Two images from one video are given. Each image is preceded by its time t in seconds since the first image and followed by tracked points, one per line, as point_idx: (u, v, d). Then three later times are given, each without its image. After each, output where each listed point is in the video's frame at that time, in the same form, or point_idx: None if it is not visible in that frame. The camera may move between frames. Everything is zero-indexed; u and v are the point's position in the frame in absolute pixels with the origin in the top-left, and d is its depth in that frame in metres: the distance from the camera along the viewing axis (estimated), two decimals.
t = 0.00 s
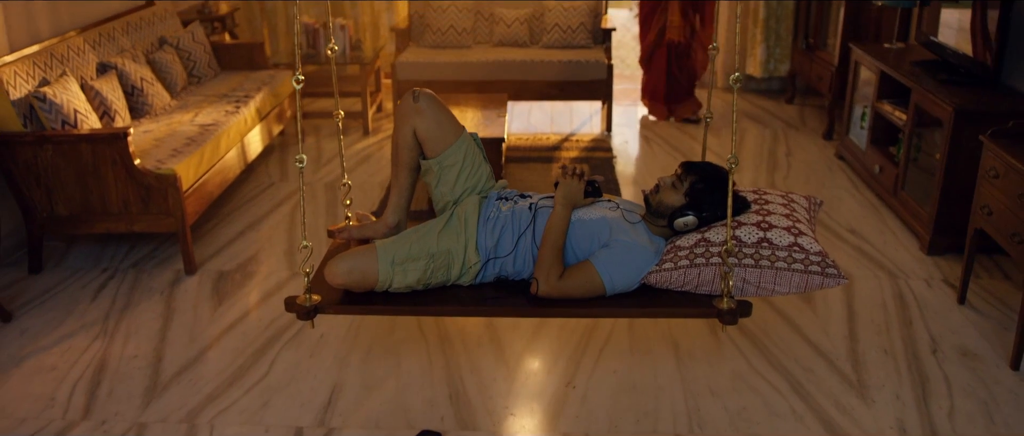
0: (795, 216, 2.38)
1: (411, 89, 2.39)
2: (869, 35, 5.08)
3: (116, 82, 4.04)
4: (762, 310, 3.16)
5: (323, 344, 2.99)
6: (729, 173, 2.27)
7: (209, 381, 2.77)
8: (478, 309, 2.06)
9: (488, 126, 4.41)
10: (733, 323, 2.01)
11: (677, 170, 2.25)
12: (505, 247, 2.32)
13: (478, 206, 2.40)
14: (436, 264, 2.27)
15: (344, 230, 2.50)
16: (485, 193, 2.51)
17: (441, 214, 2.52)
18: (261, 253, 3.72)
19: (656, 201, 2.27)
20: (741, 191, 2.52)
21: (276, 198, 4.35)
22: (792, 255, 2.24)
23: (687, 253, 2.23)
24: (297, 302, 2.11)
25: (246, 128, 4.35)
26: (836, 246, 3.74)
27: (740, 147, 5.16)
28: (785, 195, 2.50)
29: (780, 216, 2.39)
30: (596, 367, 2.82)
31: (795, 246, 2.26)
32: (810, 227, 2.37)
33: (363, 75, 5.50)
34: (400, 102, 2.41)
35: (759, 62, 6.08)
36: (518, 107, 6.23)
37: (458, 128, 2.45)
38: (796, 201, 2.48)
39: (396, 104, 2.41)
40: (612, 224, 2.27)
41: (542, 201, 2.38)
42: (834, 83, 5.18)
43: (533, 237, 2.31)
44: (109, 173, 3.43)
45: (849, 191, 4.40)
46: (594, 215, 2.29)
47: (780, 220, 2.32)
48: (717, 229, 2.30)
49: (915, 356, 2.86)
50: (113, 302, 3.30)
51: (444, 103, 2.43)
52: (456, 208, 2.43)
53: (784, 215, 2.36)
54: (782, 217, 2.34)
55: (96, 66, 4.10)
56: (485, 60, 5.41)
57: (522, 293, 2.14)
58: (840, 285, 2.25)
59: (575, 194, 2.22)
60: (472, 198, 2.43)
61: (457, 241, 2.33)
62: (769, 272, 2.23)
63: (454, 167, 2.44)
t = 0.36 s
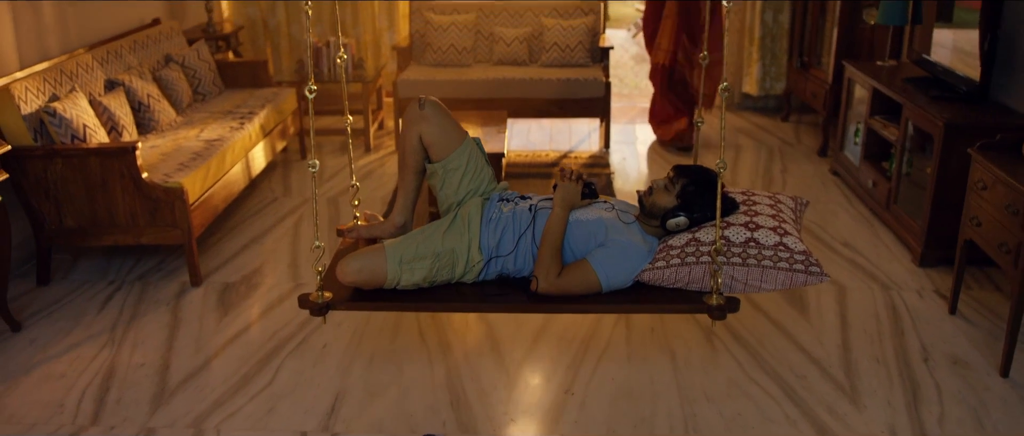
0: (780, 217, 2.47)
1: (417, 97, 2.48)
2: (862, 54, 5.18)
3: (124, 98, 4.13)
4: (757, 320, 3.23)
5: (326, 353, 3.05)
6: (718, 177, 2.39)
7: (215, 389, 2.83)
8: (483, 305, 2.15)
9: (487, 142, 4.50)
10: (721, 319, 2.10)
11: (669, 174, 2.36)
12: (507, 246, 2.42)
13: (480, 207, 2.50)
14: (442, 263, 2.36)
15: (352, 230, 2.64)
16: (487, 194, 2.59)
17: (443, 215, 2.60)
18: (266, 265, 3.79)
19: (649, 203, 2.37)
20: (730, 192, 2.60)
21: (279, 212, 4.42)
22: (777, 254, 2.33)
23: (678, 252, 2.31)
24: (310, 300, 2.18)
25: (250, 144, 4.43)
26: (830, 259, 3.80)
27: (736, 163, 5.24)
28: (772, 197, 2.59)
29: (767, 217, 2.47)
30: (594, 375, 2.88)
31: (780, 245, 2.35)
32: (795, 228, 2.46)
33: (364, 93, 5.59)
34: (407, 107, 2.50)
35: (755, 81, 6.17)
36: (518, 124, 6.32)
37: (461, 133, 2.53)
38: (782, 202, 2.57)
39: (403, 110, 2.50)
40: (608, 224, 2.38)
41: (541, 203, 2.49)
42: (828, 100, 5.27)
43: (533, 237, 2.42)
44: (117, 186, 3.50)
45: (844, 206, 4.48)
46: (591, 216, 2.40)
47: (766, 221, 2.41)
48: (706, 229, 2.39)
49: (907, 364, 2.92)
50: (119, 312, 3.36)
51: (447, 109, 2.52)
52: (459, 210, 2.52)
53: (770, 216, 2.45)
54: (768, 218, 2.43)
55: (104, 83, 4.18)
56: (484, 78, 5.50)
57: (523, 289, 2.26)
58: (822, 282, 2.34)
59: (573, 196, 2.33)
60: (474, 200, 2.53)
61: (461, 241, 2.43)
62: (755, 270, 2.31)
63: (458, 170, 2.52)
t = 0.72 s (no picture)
0: (769, 221, 2.75)
1: (422, 108, 2.74)
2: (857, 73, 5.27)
3: (132, 115, 4.21)
4: (752, 331, 3.29)
5: (330, 364, 3.11)
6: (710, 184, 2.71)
7: (221, 397, 2.90)
8: (485, 305, 2.42)
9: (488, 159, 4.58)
10: (712, 318, 2.34)
11: (663, 181, 2.69)
12: (508, 249, 2.73)
13: (484, 213, 2.80)
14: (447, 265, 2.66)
15: (362, 232, 2.89)
16: (490, 199, 2.89)
17: (450, 218, 2.90)
18: (270, 279, 3.86)
19: (643, 207, 2.70)
20: (723, 198, 2.89)
21: (284, 228, 4.49)
22: (764, 257, 2.61)
23: (672, 255, 2.62)
24: (322, 301, 2.45)
25: (255, 160, 4.51)
26: (825, 273, 3.87)
27: (733, 180, 5.32)
28: (761, 201, 2.87)
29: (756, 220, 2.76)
30: (593, 385, 2.95)
31: (768, 248, 2.62)
32: (783, 231, 2.74)
33: (367, 112, 5.68)
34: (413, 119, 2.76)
35: (751, 100, 6.26)
36: (518, 143, 6.42)
37: (464, 144, 2.80)
38: (771, 206, 2.85)
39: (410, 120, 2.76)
40: (603, 228, 2.70)
41: (540, 209, 2.80)
42: (823, 118, 5.35)
43: (533, 240, 2.73)
44: (126, 201, 3.58)
45: (838, 222, 4.56)
46: (588, 221, 2.71)
47: (755, 226, 2.70)
48: (699, 234, 2.70)
49: (900, 374, 2.98)
50: (127, 324, 3.42)
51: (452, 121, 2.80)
52: (464, 215, 2.82)
53: (759, 220, 2.73)
54: (757, 223, 2.71)
55: (112, 101, 4.27)
56: (485, 97, 5.59)
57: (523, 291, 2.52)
58: (807, 283, 2.61)
59: (571, 202, 2.67)
60: (478, 205, 2.83)
61: (465, 244, 2.73)
62: (745, 272, 2.59)
63: (461, 178, 2.81)
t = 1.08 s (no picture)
0: (759, 229, 2.89)
1: (427, 120, 2.86)
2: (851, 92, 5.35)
3: (139, 133, 4.29)
4: (748, 343, 3.36)
5: (334, 375, 3.17)
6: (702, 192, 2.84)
7: (227, 408, 2.96)
8: (488, 309, 2.56)
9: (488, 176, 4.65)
10: (705, 322, 2.50)
11: (658, 189, 2.82)
12: (509, 255, 2.82)
13: (486, 220, 2.90)
14: (450, 271, 2.75)
15: (368, 239, 2.98)
16: (492, 206, 2.99)
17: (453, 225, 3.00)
18: (275, 293, 3.93)
19: (640, 215, 2.82)
20: (716, 206, 3.05)
21: (288, 243, 4.56)
22: (755, 263, 2.73)
23: (666, 261, 2.75)
24: (331, 305, 2.57)
25: (259, 177, 4.58)
26: (820, 287, 3.94)
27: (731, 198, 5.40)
28: (752, 210, 3.02)
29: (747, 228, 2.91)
30: (591, 395, 3.01)
31: (759, 255, 2.75)
32: (773, 238, 2.89)
33: (370, 130, 5.77)
34: (419, 130, 2.88)
35: (748, 119, 6.36)
36: (519, 161, 6.52)
37: (467, 153, 2.91)
38: (762, 214, 3.00)
39: (414, 133, 2.88)
40: (601, 235, 2.80)
41: (540, 216, 2.90)
42: (818, 136, 5.43)
43: (534, 247, 2.82)
44: (133, 216, 3.65)
45: (834, 238, 4.63)
46: (586, 227, 2.82)
47: (746, 233, 2.84)
48: (692, 241, 2.84)
49: (892, 384, 3.04)
50: (134, 337, 3.48)
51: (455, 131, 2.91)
52: (467, 222, 2.92)
53: (750, 228, 2.87)
54: (748, 230, 2.86)
55: (120, 118, 4.35)
56: (485, 116, 5.68)
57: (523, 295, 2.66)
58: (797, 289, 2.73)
59: (570, 211, 2.75)
60: (480, 213, 2.92)
61: (468, 250, 2.82)
62: (737, 277, 2.71)
63: (465, 186, 2.91)
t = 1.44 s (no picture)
0: (752, 235, 2.98)
1: (430, 130, 2.95)
2: (847, 108, 5.43)
3: (145, 147, 4.36)
4: (744, 352, 3.42)
5: (338, 383, 3.23)
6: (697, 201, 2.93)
7: (233, 415, 3.02)
8: (488, 315, 2.65)
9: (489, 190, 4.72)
10: (699, 326, 2.57)
11: (655, 199, 2.92)
12: (510, 262, 2.89)
13: (487, 228, 2.97)
14: (453, 277, 2.83)
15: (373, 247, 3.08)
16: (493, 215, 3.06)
17: (456, 233, 3.08)
18: (279, 304, 3.99)
19: (636, 222, 2.92)
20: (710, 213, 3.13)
21: (292, 256, 4.63)
22: (748, 269, 2.82)
23: (662, 267, 2.83)
24: (337, 311, 2.65)
25: (263, 191, 4.65)
26: (816, 298, 4.00)
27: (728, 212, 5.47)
28: (745, 216, 3.10)
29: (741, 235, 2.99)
30: (590, 402, 3.08)
31: (752, 261, 2.84)
32: (766, 244, 2.97)
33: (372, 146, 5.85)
34: (422, 141, 2.97)
35: (745, 135, 6.45)
36: (519, 176, 6.59)
37: (469, 163, 2.99)
38: (756, 221, 3.08)
39: (418, 143, 2.97)
40: (598, 242, 2.88)
41: (540, 224, 2.98)
42: (815, 151, 5.50)
43: (534, 254, 2.89)
44: (141, 227, 3.71)
45: (830, 251, 4.70)
46: (585, 235, 2.90)
47: (740, 240, 2.92)
48: (687, 248, 2.91)
49: (886, 392, 3.10)
50: (141, 346, 3.54)
51: (457, 142, 3.00)
52: (468, 230, 2.99)
53: (743, 234, 2.96)
54: (741, 237, 2.94)
55: (127, 133, 4.43)
56: (485, 131, 5.76)
57: (523, 303, 2.73)
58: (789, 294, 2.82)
59: (569, 218, 2.83)
60: (482, 221, 3.00)
61: (470, 257, 2.89)
62: (730, 283, 2.80)
63: (467, 195, 2.99)
